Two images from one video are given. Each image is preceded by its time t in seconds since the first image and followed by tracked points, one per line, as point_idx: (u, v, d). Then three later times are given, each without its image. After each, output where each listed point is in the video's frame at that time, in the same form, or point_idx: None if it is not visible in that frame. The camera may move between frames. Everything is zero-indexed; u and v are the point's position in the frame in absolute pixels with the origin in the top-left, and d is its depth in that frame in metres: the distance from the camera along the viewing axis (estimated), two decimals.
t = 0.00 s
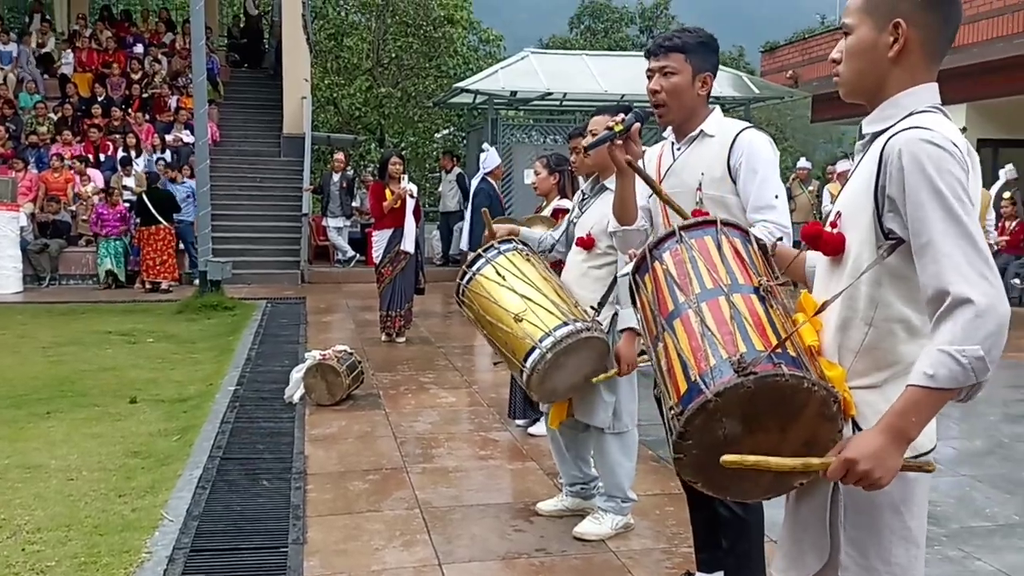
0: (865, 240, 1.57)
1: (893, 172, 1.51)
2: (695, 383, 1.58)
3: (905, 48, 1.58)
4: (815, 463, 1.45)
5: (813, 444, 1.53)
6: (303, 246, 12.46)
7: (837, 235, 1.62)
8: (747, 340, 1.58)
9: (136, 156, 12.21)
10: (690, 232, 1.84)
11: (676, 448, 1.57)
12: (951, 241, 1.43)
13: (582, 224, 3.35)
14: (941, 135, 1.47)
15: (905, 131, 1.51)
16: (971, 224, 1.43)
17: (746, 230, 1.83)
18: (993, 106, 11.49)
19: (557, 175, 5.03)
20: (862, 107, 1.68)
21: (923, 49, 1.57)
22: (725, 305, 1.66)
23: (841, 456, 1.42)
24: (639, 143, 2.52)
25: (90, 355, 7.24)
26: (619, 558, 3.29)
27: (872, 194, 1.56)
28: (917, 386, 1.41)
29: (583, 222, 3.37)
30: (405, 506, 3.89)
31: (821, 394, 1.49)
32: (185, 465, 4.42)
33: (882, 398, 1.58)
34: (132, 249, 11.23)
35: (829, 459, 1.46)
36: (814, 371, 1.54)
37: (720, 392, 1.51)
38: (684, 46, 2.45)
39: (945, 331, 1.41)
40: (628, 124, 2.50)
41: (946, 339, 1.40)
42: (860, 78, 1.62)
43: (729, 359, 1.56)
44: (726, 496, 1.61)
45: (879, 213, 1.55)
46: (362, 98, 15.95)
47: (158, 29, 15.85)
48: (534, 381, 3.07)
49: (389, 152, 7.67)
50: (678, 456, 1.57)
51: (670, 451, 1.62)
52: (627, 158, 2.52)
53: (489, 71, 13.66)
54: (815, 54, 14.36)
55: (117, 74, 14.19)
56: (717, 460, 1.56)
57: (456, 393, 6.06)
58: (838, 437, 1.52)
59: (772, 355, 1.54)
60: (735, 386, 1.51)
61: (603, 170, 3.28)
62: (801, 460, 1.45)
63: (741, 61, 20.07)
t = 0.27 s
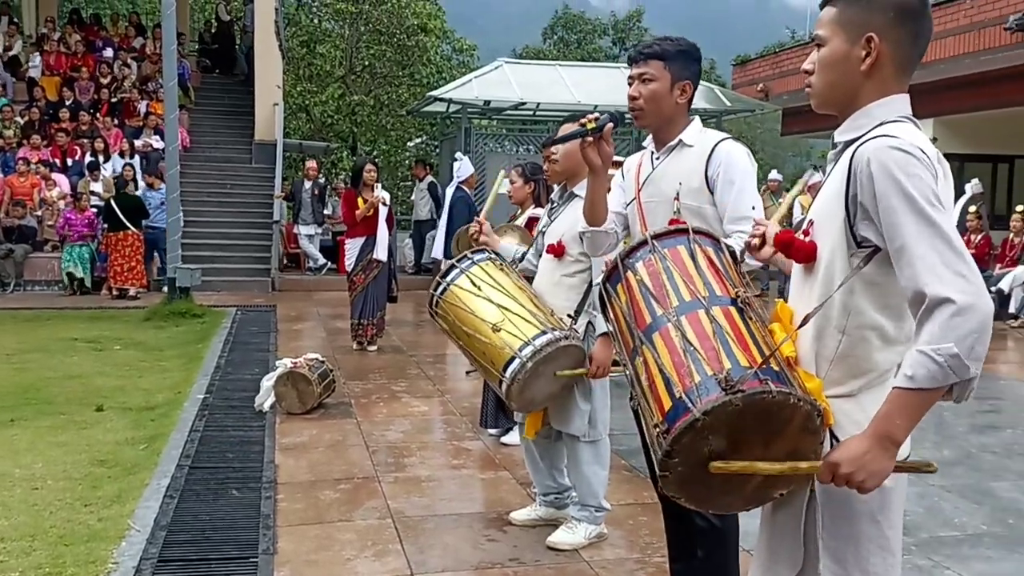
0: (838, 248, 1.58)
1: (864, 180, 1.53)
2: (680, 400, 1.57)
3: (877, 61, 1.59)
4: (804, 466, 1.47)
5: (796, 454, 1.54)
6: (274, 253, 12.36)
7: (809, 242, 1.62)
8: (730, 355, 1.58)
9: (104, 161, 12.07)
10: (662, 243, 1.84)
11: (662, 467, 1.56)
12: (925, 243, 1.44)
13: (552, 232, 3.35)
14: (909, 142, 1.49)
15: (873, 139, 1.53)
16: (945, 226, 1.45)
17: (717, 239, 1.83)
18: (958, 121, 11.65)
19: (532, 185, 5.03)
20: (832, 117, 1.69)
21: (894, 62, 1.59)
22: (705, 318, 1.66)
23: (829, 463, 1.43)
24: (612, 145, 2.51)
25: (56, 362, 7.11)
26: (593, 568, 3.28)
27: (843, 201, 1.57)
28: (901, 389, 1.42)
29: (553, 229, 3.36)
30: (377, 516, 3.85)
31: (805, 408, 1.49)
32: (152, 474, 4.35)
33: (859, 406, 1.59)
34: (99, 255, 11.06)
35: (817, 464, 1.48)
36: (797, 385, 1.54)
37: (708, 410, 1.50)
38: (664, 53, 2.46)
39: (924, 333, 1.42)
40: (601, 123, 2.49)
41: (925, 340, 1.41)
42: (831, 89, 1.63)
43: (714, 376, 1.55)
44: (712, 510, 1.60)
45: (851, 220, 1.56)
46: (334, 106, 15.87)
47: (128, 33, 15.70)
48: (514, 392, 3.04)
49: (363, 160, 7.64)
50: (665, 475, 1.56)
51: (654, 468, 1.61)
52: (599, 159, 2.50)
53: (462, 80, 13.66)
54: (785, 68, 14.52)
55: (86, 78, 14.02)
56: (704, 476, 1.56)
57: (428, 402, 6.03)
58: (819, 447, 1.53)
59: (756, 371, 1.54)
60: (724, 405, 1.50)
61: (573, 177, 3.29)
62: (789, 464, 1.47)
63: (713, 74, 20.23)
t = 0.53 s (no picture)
0: (830, 251, 1.57)
1: (855, 183, 1.51)
2: (663, 397, 1.55)
3: (866, 65, 1.58)
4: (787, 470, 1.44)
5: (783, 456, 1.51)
6: (256, 257, 12.30)
7: (800, 247, 1.61)
8: (715, 354, 1.55)
9: (84, 163, 11.96)
10: (657, 246, 1.82)
11: (644, 463, 1.54)
12: (917, 248, 1.43)
13: (536, 234, 3.32)
14: (900, 146, 1.48)
15: (865, 144, 1.51)
16: (937, 233, 1.44)
17: (713, 244, 1.81)
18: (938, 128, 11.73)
19: (518, 189, 5.03)
20: (823, 122, 1.68)
21: (883, 67, 1.58)
22: (693, 318, 1.63)
23: (816, 465, 1.41)
24: (603, 146, 2.46)
25: (33, 366, 7.02)
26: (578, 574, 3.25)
27: (835, 205, 1.56)
28: (890, 393, 1.41)
29: (536, 232, 3.34)
30: (360, 522, 3.82)
31: (788, 407, 1.47)
32: (132, 479, 4.30)
33: (848, 412, 1.57)
34: (78, 258, 10.96)
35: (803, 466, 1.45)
36: (780, 385, 1.52)
37: (687, 406, 1.48)
38: (661, 57, 2.44)
39: (915, 338, 1.41)
40: (593, 124, 2.43)
41: (916, 346, 1.40)
42: (819, 93, 1.62)
43: (695, 373, 1.53)
44: (694, 511, 1.58)
45: (842, 224, 1.55)
46: (316, 109, 15.79)
47: (108, 35, 15.59)
48: (494, 394, 3.01)
49: (348, 164, 7.64)
50: (645, 472, 1.54)
51: (637, 466, 1.59)
52: (588, 159, 2.46)
53: (445, 84, 13.65)
54: (768, 75, 14.59)
55: (65, 80, 13.91)
56: (688, 476, 1.53)
57: (412, 407, 5.99)
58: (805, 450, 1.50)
59: (738, 368, 1.52)
60: (703, 400, 1.48)
61: (557, 180, 3.26)
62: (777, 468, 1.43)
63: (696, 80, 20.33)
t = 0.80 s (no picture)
0: (808, 254, 1.56)
1: (832, 186, 1.51)
2: (645, 405, 1.53)
3: (845, 66, 1.58)
4: (764, 477, 1.43)
5: (765, 461, 1.50)
6: (230, 256, 12.19)
7: (780, 250, 1.60)
8: (697, 360, 1.53)
9: (54, 162, 11.79)
10: (635, 249, 1.80)
11: (628, 472, 1.52)
12: (891, 251, 1.42)
13: (516, 236, 3.30)
14: (878, 148, 1.47)
15: (843, 145, 1.51)
16: (913, 235, 1.43)
17: (691, 246, 1.79)
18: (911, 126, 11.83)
19: (495, 189, 5.00)
20: (803, 122, 1.67)
21: (863, 67, 1.58)
22: (674, 324, 1.62)
23: (791, 471, 1.40)
24: (592, 145, 2.27)
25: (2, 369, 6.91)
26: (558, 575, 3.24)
27: (814, 207, 1.55)
28: (864, 398, 1.40)
29: (516, 233, 3.32)
30: (337, 525, 3.78)
31: (771, 413, 1.45)
32: (105, 484, 4.23)
33: (829, 413, 1.57)
34: (49, 259, 10.82)
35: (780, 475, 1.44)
36: (762, 389, 1.50)
37: (671, 414, 1.46)
38: (649, 55, 2.32)
39: (888, 342, 1.40)
40: (583, 121, 2.22)
41: (892, 349, 1.39)
42: (799, 92, 1.62)
43: (678, 381, 1.51)
44: (679, 517, 1.58)
45: (821, 227, 1.54)
46: (291, 107, 15.68)
47: (79, 32, 15.38)
48: (474, 398, 2.98)
49: (324, 163, 7.57)
50: (631, 481, 1.53)
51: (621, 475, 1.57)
52: (577, 159, 2.26)
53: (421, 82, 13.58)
54: (743, 73, 14.64)
55: (35, 77, 13.70)
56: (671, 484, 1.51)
57: (389, 408, 5.96)
58: (788, 453, 1.49)
59: (721, 375, 1.50)
60: (687, 408, 1.46)
61: (536, 180, 3.24)
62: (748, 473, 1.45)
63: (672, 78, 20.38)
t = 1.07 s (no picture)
0: (796, 259, 1.55)
1: (820, 192, 1.50)
2: (631, 410, 1.51)
3: (832, 71, 1.57)
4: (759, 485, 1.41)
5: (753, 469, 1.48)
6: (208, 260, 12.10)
7: (768, 256, 1.59)
8: (683, 365, 1.52)
9: (29, 166, 11.58)
10: (623, 257, 1.79)
11: (613, 478, 1.50)
12: (881, 257, 1.42)
13: (501, 240, 3.29)
14: (866, 155, 1.47)
15: (831, 151, 1.50)
16: (902, 242, 1.43)
17: (679, 253, 1.79)
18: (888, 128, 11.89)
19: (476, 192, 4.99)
20: (790, 128, 1.67)
21: (851, 73, 1.58)
22: (661, 330, 1.60)
23: (782, 478, 1.39)
24: (583, 152, 2.23)
25: None
26: None
27: (802, 213, 1.55)
28: (856, 403, 1.40)
29: (502, 236, 3.30)
30: (321, 532, 3.75)
31: (758, 419, 1.43)
32: (83, 493, 4.18)
33: (819, 421, 1.56)
34: (24, 264, 10.69)
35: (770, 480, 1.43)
36: (750, 396, 1.49)
37: (657, 419, 1.45)
38: (638, 61, 2.31)
39: (881, 347, 1.40)
40: (573, 129, 2.19)
41: (883, 356, 1.39)
42: (787, 98, 1.61)
43: (664, 386, 1.50)
44: (666, 526, 1.56)
45: (809, 233, 1.54)
46: (269, 110, 15.58)
47: (53, 35, 15.21)
48: (458, 405, 2.96)
49: (304, 166, 7.53)
50: (616, 487, 1.51)
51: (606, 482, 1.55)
52: (567, 166, 2.22)
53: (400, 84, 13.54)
54: (721, 75, 14.69)
55: (9, 81, 13.54)
56: (659, 491, 1.50)
57: (371, 412, 5.93)
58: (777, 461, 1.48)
59: (708, 381, 1.48)
60: (672, 413, 1.44)
61: (523, 183, 3.23)
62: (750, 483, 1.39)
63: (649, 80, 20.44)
